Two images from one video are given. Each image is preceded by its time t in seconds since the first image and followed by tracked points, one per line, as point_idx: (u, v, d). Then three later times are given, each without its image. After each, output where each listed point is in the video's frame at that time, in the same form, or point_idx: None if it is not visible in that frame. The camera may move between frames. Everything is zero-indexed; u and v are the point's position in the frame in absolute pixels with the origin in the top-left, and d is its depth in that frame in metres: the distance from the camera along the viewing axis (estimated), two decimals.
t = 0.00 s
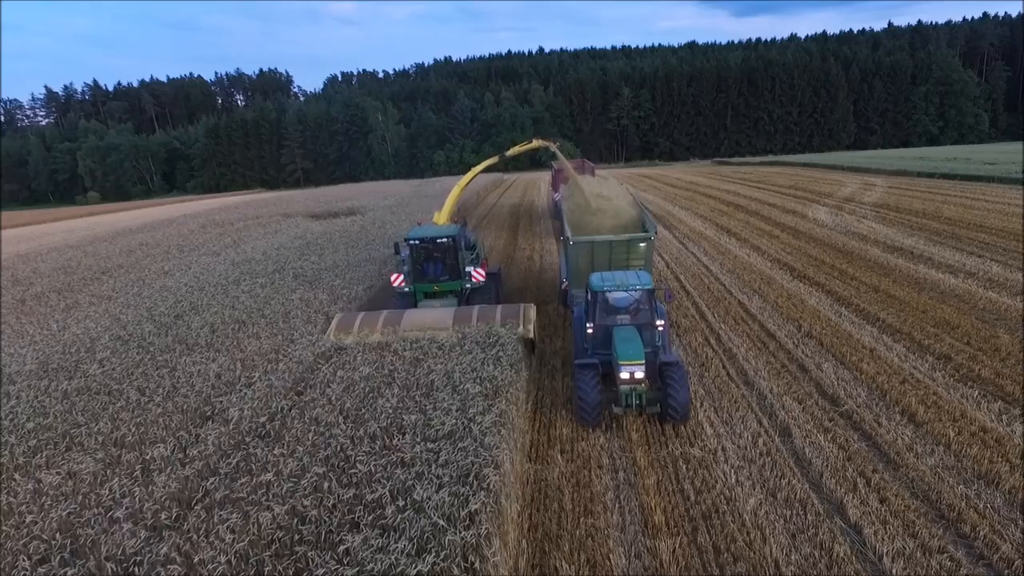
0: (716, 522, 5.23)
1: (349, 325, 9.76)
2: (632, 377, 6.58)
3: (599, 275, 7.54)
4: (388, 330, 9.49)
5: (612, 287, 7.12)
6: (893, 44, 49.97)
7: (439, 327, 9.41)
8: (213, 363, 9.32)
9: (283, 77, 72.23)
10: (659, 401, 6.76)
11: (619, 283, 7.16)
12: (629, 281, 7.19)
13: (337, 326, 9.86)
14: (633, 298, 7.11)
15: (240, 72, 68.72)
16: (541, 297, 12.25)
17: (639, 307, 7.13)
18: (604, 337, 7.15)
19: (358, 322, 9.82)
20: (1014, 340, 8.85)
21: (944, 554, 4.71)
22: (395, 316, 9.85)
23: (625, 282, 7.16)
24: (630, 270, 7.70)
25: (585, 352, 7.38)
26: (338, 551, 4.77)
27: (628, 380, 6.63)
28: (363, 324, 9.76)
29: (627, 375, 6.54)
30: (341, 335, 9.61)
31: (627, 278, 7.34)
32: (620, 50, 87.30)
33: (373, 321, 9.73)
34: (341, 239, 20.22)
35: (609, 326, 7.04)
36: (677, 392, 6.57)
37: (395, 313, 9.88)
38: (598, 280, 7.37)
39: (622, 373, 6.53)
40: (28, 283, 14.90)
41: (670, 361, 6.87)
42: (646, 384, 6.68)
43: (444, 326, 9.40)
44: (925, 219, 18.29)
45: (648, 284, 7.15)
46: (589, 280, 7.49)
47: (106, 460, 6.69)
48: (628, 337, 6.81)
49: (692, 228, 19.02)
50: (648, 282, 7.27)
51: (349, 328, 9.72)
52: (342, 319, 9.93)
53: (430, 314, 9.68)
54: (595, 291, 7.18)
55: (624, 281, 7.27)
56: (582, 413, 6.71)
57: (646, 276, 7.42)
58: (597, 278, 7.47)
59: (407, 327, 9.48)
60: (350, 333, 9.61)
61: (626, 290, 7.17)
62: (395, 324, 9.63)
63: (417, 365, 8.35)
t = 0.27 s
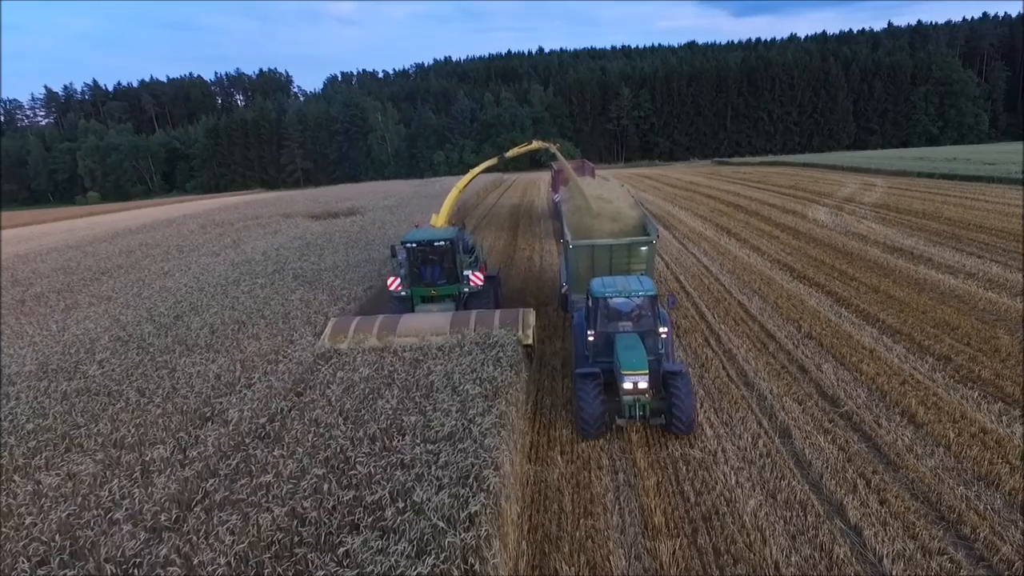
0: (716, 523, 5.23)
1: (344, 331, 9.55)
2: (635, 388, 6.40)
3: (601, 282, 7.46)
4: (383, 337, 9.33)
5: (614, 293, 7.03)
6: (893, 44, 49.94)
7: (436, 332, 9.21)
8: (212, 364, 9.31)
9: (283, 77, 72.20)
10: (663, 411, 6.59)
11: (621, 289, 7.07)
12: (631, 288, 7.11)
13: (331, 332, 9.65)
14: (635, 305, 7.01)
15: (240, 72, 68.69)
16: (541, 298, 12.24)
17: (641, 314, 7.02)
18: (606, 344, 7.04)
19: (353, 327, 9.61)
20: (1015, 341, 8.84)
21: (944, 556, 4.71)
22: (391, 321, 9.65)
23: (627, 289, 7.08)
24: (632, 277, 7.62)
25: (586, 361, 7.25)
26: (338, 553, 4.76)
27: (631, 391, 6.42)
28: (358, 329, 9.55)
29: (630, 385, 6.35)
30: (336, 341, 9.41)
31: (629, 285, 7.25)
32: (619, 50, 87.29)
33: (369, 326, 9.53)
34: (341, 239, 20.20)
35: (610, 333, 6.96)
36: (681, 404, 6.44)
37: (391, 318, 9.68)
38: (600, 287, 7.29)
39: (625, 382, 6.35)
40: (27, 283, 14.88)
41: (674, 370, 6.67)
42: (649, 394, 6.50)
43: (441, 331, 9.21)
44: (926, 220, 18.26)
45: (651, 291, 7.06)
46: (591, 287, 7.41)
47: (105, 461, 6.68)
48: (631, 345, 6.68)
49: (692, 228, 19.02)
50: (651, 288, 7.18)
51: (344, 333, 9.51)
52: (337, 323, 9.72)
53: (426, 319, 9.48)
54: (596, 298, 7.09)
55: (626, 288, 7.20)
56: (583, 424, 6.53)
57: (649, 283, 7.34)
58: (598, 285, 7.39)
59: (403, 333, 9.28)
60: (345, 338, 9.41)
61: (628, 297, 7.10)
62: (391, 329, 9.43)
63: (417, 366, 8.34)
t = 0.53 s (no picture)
0: (716, 524, 5.22)
1: (339, 337, 9.35)
2: (640, 400, 6.12)
3: (603, 288, 7.18)
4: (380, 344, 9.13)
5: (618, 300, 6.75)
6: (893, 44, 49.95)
7: (433, 338, 9.07)
8: (212, 365, 9.31)
9: (283, 77, 72.20)
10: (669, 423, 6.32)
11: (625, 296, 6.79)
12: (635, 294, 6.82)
13: (325, 337, 9.43)
14: (639, 311, 6.73)
15: (240, 72, 68.71)
16: (541, 299, 12.22)
17: (645, 322, 6.75)
18: (608, 353, 6.75)
19: (347, 333, 9.42)
20: (1015, 342, 8.82)
21: (945, 557, 4.70)
22: (387, 327, 9.48)
23: (631, 295, 6.80)
24: (635, 282, 7.35)
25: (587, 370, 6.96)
26: (338, 555, 4.76)
27: (636, 403, 6.13)
28: (352, 335, 9.36)
29: (635, 397, 6.06)
30: (331, 348, 9.20)
31: (632, 291, 6.97)
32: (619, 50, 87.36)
33: (365, 333, 9.35)
34: (341, 240, 20.20)
35: (614, 342, 6.68)
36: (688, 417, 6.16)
37: (387, 324, 9.50)
38: (602, 293, 7.01)
39: (629, 395, 6.05)
40: (27, 284, 14.86)
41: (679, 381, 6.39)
42: (655, 406, 6.22)
43: (438, 337, 9.07)
44: (926, 220, 18.25)
45: (656, 297, 6.78)
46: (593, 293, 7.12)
47: (105, 462, 6.68)
48: (635, 355, 6.39)
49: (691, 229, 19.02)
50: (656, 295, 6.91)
51: (338, 339, 9.31)
52: (331, 331, 9.53)
53: (423, 325, 9.32)
54: (599, 305, 6.81)
55: (630, 294, 6.90)
56: (585, 438, 6.24)
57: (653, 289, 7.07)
58: (600, 291, 7.10)
59: (400, 339, 9.12)
60: (340, 345, 9.21)
61: (632, 304, 6.79)
62: (388, 335, 9.24)
63: (417, 367, 8.32)
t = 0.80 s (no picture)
0: (717, 526, 5.22)
1: (333, 344, 9.10)
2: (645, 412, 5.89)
3: (605, 294, 6.91)
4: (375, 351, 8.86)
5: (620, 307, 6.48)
6: (893, 44, 50.02)
7: (430, 344, 8.82)
8: (212, 366, 9.31)
9: (283, 77, 72.22)
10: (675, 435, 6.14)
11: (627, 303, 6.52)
12: (638, 301, 6.56)
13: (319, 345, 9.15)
14: (642, 319, 6.48)
15: (240, 72, 68.73)
16: (541, 300, 12.21)
17: (649, 330, 6.49)
18: (611, 363, 6.50)
19: (342, 339, 9.17)
20: (1015, 342, 8.83)
21: (945, 559, 4.70)
22: (383, 333, 9.24)
23: (634, 302, 6.54)
24: (637, 288, 7.09)
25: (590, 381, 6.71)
26: (339, 557, 4.76)
27: (639, 415, 5.89)
28: (347, 342, 9.10)
29: (640, 409, 5.83)
30: (325, 355, 8.95)
31: (635, 297, 6.71)
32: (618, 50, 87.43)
33: (360, 339, 9.09)
34: (341, 240, 20.21)
35: (617, 351, 6.43)
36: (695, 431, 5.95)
37: (383, 331, 9.24)
38: (603, 300, 6.73)
39: (634, 407, 5.81)
40: (27, 285, 14.84)
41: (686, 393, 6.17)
42: (660, 419, 5.99)
43: (435, 343, 8.82)
44: (925, 221, 18.27)
45: (660, 304, 6.53)
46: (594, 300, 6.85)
47: (105, 463, 6.68)
48: (640, 365, 6.14)
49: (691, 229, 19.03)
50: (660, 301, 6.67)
51: (332, 346, 9.05)
52: (324, 337, 9.27)
53: (419, 331, 9.05)
54: (601, 313, 6.53)
55: (633, 301, 6.64)
56: (589, 452, 6.00)
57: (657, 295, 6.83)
58: (602, 298, 6.83)
59: (396, 345, 8.88)
60: (335, 352, 8.96)
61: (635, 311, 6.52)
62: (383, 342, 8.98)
63: (417, 369, 8.31)
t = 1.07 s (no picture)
0: (716, 524, 5.23)
1: (327, 348, 8.88)
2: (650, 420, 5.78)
3: (607, 297, 6.72)
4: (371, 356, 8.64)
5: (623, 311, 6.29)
6: (893, 42, 50.09)
7: (427, 350, 8.61)
8: (213, 364, 9.31)
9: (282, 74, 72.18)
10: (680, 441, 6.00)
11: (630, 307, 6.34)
12: (641, 305, 6.38)
13: (313, 350, 8.90)
14: (645, 324, 6.30)
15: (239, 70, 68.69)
16: (541, 299, 12.20)
17: (652, 335, 6.32)
18: (613, 369, 6.35)
19: (336, 344, 8.94)
20: (1014, 340, 8.86)
21: (945, 557, 4.71)
22: (378, 337, 9.01)
23: (637, 306, 6.35)
24: (639, 290, 6.91)
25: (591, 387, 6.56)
26: (340, 555, 4.78)
27: (644, 424, 5.78)
28: (341, 346, 8.88)
29: (644, 418, 5.73)
30: (319, 362, 8.74)
31: (638, 301, 6.52)
32: (618, 47, 87.40)
33: (355, 344, 8.87)
34: (341, 238, 20.21)
35: (620, 357, 6.27)
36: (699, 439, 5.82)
37: (378, 335, 9.00)
38: (605, 304, 6.54)
39: (638, 415, 5.71)
40: (27, 282, 14.85)
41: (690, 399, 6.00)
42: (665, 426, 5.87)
43: (432, 349, 8.60)
44: (925, 218, 18.29)
45: (663, 308, 6.36)
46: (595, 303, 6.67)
47: (106, 461, 6.70)
48: (644, 372, 5.98)
49: (691, 227, 19.03)
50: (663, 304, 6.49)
51: (326, 351, 8.84)
52: (318, 340, 9.04)
53: (416, 336, 8.82)
54: (603, 317, 6.34)
55: (635, 305, 6.45)
56: (591, 462, 5.86)
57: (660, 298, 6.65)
58: (603, 301, 6.65)
59: (392, 351, 8.66)
60: (329, 358, 8.75)
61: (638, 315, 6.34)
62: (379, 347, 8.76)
63: (417, 367, 8.30)
